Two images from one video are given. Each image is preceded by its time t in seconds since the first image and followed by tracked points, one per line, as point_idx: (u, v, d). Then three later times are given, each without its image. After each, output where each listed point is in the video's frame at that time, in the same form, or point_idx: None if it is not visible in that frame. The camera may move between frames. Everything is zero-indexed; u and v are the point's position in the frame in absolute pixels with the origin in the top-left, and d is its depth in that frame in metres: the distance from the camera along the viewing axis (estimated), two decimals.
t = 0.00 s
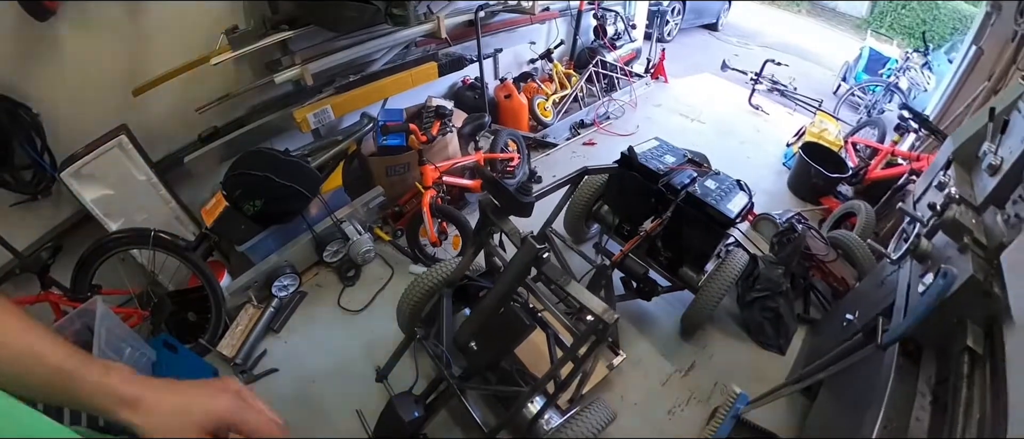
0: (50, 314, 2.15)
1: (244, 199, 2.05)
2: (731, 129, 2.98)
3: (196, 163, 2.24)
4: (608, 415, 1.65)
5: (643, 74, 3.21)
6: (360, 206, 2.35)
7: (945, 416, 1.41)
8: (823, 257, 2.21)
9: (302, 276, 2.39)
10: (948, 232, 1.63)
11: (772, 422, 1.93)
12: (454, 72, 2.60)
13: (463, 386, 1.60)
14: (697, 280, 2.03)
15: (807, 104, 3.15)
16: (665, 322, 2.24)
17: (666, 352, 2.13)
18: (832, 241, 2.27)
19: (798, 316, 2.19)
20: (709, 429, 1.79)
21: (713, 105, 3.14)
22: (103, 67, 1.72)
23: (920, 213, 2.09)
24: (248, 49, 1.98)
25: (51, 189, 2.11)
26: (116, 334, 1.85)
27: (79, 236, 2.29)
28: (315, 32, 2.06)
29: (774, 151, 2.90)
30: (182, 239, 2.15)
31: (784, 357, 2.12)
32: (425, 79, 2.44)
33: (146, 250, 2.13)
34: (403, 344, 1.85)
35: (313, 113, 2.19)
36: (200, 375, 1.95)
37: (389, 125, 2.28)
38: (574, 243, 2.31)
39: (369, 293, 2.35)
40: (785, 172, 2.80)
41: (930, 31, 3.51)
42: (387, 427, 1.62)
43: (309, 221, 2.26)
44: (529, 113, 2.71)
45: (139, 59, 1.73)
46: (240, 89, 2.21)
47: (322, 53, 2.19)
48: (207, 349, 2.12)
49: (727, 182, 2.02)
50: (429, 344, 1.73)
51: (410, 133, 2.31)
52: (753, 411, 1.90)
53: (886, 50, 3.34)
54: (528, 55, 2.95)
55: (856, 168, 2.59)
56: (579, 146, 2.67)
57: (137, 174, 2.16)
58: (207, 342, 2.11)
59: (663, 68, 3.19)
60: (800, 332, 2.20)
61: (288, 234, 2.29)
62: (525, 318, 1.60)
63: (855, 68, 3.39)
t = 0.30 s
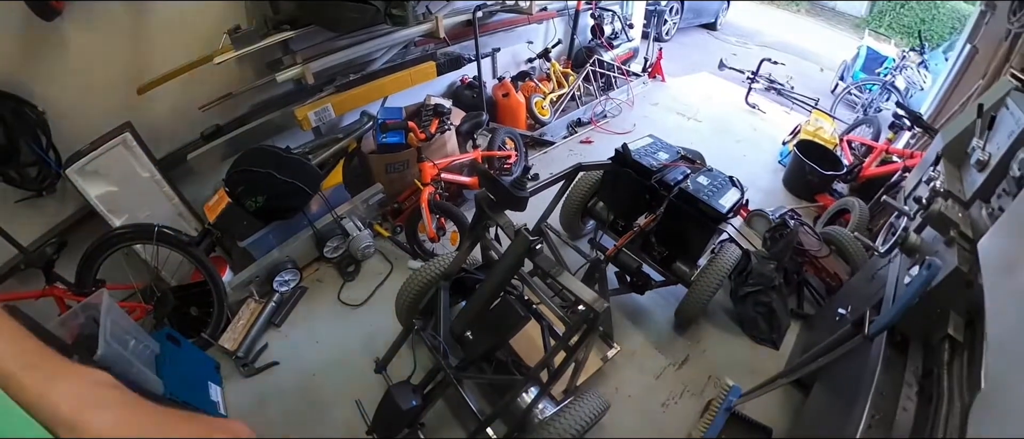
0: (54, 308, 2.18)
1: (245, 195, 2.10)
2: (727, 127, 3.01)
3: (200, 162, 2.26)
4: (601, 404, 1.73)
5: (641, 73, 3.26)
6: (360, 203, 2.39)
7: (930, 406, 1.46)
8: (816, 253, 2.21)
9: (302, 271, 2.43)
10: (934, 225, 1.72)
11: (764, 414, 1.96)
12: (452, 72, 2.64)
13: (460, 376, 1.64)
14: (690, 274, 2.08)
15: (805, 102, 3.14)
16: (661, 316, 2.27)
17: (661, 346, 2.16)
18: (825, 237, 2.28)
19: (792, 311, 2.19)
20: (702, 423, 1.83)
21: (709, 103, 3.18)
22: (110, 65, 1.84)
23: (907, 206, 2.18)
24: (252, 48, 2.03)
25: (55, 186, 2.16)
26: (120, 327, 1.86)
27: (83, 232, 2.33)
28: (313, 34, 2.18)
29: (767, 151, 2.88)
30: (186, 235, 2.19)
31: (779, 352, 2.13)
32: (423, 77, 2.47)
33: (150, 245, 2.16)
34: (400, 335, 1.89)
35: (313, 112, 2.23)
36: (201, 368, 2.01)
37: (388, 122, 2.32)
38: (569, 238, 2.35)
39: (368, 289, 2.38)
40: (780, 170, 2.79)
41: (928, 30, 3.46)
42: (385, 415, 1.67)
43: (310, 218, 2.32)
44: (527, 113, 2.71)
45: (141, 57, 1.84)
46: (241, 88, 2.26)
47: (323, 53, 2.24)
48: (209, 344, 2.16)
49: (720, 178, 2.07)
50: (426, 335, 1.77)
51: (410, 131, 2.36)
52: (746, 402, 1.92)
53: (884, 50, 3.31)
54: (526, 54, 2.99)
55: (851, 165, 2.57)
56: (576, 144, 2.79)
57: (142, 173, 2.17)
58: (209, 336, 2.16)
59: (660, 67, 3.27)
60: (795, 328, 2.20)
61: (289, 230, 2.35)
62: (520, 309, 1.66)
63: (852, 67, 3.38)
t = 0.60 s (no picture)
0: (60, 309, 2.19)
1: (252, 196, 2.12)
2: (726, 129, 3.05)
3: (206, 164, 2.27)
4: (604, 401, 1.78)
5: (641, 75, 3.30)
6: (365, 204, 2.42)
7: (921, 400, 1.51)
8: (814, 253, 2.24)
9: (308, 272, 2.46)
10: (928, 227, 1.79)
11: (763, 410, 2.00)
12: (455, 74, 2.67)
13: (467, 374, 1.67)
14: (690, 275, 2.12)
15: (804, 104, 3.17)
16: (662, 315, 2.31)
17: (662, 344, 2.20)
18: (823, 237, 2.31)
19: (790, 311, 2.23)
20: (702, 420, 1.88)
21: (709, 105, 3.22)
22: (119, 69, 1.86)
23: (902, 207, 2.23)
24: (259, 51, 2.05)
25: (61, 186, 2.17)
26: (130, 325, 1.87)
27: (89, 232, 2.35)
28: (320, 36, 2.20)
29: (769, 150, 2.94)
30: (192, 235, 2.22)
31: (778, 350, 2.17)
32: (427, 80, 2.50)
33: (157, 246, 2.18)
34: (407, 334, 1.91)
35: (319, 114, 2.24)
36: (208, 367, 2.03)
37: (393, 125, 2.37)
38: (572, 239, 2.39)
39: (373, 289, 2.41)
40: (780, 171, 2.83)
41: (927, 32, 3.45)
42: (393, 412, 1.71)
43: (316, 218, 2.36)
44: (528, 114, 2.77)
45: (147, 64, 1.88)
46: (248, 89, 2.29)
47: (328, 55, 2.27)
48: (215, 343, 2.19)
49: (720, 181, 2.10)
50: (433, 334, 1.80)
51: (415, 133, 2.41)
52: (746, 399, 1.96)
53: (883, 51, 3.31)
54: (528, 56, 3.02)
55: (850, 167, 2.61)
56: (577, 146, 2.81)
57: (148, 174, 2.18)
58: (216, 336, 2.20)
59: (661, 69, 3.30)
60: (794, 327, 2.24)
61: (295, 231, 2.37)
62: (525, 308, 1.69)
63: (851, 69, 3.40)
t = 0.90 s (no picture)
0: (66, 305, 2.20)
1: (260, 194, 2.15)
2: (727, 129, 3.09)
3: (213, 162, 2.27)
4: (610, 394, 1.80)
5: (643, 75, 3.35)
6: (370, 201, 2.44)
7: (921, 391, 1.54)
8: (815, 250, 2.29)
9: (314, 269, 2.48)
10: (925, 220, 1.83)
11: (765, 404, 2.03)
12: (460, 73, 2.70)
13: (475, 367, 1.70)
14: (693, 271, 2.15)
15: (803, 104, 3.23)
16: (665, 311, 2.34)
17: (666, 340, 2.23)
18: (824, 235, 2.34)
19: (791, 307, 2.27)
20: (706, 413, 1.91)
21: (709, 105, 3.26)
22: (125, 68, 1.90)
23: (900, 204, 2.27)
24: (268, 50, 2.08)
25: (68, 184, 2.16)
26: (138, 320, 1.87)
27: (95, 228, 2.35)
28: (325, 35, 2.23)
29: (769, 150, 2.98)
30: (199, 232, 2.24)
31: (779, 345, 2.20)
32: (432, 79, 2.52)
33: (164, 243, 2.18)
34: (415, 330, 1.93)
35: (326, 112, 2.25)
36: (215, 363, 2.04)
37: (398, 123, 2.38)
38: (577, 236, 2.42)
39: (379, 286, 2.43)
40: (780, 170, 2.87)
41: (927, 32, 3.54)
42: (403, 405, 1.73)
43: (322, 216, 2.37)
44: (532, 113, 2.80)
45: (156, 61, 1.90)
46: (255, 87, 2.31)
47: (335, 55, 2.30)
48: (222, 339, 2.21)
49: (722, 179, 2.14)
50: (442, 328, 1.82)
51: (421, 131, 2.42)
52: (748, 392, 1.99)
53: (884, 52, 3.37)
54: (532, 56, 3.06)
55: (849, 166, 2.64)
56: (581, 144, 2.85)
57: (156, 171, 2.17)
58: (222, 332, 2.20)
59: (662, 69, 3.33)
60: (795, 322, 2.28)
61: (301, 228, 2.38)
62: (533, 303, 1.74)
63: (851, 69, 3.46)
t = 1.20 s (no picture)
0: (69, 303, 2.20)
1: (264, 191, 2.16)
2: (727, 129, 3.11)
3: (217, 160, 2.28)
4: (612, 389, 1.82)
5: (643, 75, 3.38)
6: (373, 200, 2.45)
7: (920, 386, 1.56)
8: (814, 248, 2.27)
9: (317, 267, 2.49)
10: (921, 216, 1.87)
11: (765, 400, 2.05)
12: (462, 73, 2.72)
13: (479, 363, 1.71)
14: (694, 268, 2.17)
15: (803, 104, 3.26)
16: (665, 308, 2.36)
17: (667, 337, 2.25)
18: (823, 233, 2.35)
19: (791, 304, 2.29)
20: (707, 408, 1.93)
21: (709, 105, 3.29)
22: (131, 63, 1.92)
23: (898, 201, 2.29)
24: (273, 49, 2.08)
25: (72, 182, 2.17)
26: (143, 317, 1.92)
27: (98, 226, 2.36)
28: (332, 33, 2.29)
29: (769, 149, 3.00)
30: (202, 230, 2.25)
31: (778, 342, 2.22)
32: (436, 78, 2.51)
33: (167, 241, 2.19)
34: (419, 327, 1.94)
35: (330, 111, 2.25)
36: (218, 360, 2.07)
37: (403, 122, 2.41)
38: (578, 234, 2.43)
39: (382, 284, 2.44)
40: (780, 170, 2.89)
41: (927, 32, 3.74)
42: (407, 400, 1.74)
43: (325, 214, 2.38)
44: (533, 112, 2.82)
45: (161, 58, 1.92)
46: (259, 86, 2.32)
47: (338, 54, 2.31)
48: (225, 337, 2.23)
49: (722, 177, 2.15)
50: (446, 324, 1.84)
51: (423, 129, 2.43)
52: (748, 388, 2.01)
53: (884, 52, 3.40)
54: (534, 55, 3.08)
55: (848, 165, 2.68)
56: (582, 143, 2.88)
57: (160, 168, 2.18)
58: (225, 330, 2.23)
59: (662, 69, 3.36)
60: (795, 320, 2.30)
61: (305, 226, 2.39)
62: (536, 299, 1.77)
63: (851, 69, 3.48)
